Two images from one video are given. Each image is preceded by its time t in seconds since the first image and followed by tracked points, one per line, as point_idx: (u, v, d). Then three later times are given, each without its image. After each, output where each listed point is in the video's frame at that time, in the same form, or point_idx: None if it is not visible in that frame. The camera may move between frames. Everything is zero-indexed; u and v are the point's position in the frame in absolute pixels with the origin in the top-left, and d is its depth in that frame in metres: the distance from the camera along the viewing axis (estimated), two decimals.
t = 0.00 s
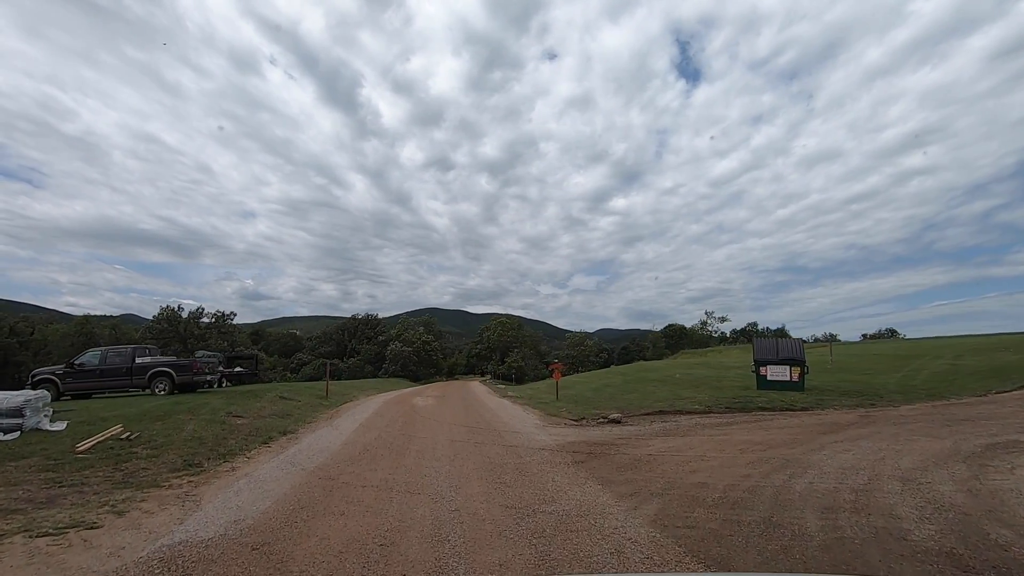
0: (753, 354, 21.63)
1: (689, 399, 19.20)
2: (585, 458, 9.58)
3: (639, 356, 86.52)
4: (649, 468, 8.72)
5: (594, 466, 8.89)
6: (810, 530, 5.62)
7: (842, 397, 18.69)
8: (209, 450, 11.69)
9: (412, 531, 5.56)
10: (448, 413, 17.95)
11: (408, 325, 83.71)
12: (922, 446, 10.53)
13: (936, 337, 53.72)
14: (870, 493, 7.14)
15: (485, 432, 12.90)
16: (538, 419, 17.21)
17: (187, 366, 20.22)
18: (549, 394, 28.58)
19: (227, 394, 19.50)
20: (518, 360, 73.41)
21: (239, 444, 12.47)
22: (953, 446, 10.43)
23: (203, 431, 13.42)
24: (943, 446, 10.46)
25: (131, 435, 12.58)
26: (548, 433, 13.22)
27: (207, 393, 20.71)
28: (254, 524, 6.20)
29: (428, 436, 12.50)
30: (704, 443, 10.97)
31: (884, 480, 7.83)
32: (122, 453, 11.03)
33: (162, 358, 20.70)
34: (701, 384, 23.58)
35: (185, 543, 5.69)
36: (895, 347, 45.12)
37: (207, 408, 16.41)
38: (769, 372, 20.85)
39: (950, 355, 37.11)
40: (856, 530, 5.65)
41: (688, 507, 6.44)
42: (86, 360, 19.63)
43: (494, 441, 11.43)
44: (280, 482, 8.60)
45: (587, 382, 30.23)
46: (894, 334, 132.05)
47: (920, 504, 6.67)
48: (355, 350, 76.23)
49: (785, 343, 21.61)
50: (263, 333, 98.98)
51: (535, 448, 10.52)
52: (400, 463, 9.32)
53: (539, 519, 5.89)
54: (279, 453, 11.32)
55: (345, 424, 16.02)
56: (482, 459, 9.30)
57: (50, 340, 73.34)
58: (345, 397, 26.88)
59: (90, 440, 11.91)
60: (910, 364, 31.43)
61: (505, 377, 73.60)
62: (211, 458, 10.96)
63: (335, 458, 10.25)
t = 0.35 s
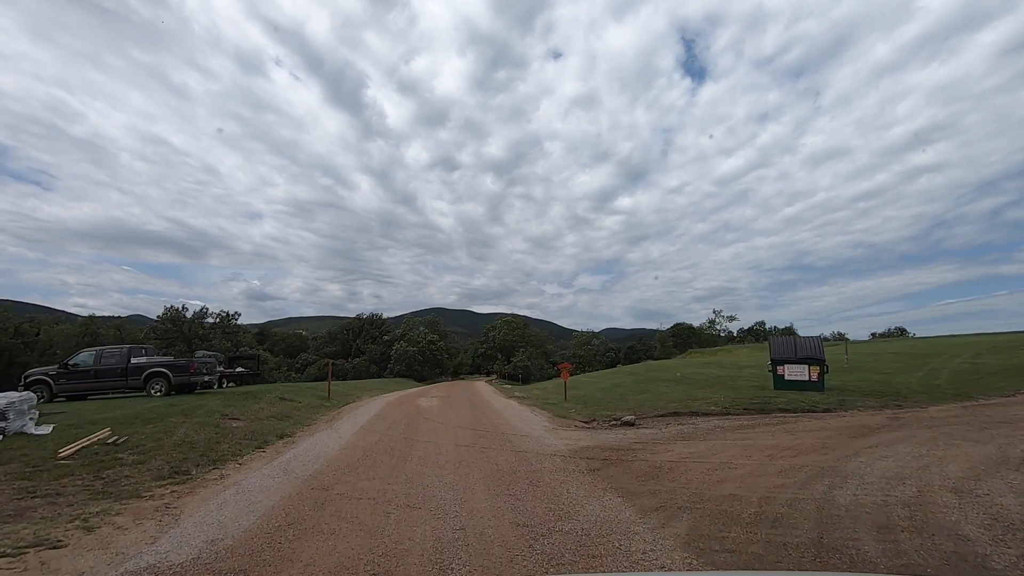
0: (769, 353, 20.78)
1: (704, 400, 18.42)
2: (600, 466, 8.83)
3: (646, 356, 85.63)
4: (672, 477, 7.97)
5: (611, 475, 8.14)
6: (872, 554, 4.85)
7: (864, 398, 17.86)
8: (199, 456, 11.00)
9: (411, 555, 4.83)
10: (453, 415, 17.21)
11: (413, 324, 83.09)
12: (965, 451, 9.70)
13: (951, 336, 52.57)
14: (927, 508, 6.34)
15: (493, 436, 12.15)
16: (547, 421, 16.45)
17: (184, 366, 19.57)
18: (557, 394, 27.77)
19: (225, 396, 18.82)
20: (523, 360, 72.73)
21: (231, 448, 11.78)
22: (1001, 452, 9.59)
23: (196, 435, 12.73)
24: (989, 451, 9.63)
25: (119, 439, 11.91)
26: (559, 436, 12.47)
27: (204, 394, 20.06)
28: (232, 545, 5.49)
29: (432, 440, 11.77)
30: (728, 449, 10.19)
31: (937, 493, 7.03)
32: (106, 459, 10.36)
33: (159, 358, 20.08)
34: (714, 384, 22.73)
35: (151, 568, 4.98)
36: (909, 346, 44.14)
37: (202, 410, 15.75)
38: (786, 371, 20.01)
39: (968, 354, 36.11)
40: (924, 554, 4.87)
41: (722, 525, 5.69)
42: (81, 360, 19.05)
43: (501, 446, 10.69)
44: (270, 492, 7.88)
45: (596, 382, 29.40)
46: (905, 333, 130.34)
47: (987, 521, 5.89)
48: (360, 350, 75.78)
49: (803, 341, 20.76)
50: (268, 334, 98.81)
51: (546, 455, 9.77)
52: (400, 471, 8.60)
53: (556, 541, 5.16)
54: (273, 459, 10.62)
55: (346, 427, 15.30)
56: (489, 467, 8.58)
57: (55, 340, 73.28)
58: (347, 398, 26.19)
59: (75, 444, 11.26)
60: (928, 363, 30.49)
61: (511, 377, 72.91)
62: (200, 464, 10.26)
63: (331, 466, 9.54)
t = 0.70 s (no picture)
0: (788, 353, 19.87)
1: (721, 402, 17.58)
2: (619, 476, 8.01)
3: (654, 356, 84.64)
4: (701, 490, 7.15)
5: (632, 486, 7.32)
6: None
7: (891, 400, 16.96)
8: (186, 463, 10.26)
9: None
10: (458, 417, 16.44)
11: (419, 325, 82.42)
12: (1020, 460, 8.83)
13: (967, 335, 51.39)
14: (1001, 531, 5.51)
15: (500, 441, 11.37)
16: (556, 425, 15.64)
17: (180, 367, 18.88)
18: (565, 395, 26.95)
19: (221, 398, 18.12)
20: (530, 360, 71.97)
21: (221, 454, 11.05)
22: None
23: (185, 440, 11.99)
24: None
25: (102, 444, 11.19)
26: (571, 442, 11.66)
27: (201, 396, 19.37)
28: (200, 574, 4.72)
29: (435, 446, 10.99)
30: (756, 456, 9.37)
31: (1005, 511, 6.19)
32: (84, 467, 9.64)
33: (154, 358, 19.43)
34: (729, 385, 21.84)
35: None
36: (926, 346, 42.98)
37: (195, 412, 15.04)
38: (807, 371, 19.13)
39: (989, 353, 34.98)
40: None
41: (768, 552, 4.90)
42: (74, 360, 18.44)
43: (509, 454, 9.89)
44: (254, 506, 7.13)
45: (605, 383, 28.57)
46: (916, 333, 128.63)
47: None
48: (365, 350, 75.24)
49: (824, 340, 19.86)
50: (274, 334, 98.58)
51: (558, 463, 8.97)
52: (399, 482, 7.84)
53: (577, 573, 4.37)
54: (264, 467, 9.88)
55: (345, 430, 14.56)
56: (497, 478, 7.79)
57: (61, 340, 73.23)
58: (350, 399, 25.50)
59: (54, 450, 10.55)
60: (950, 362, 29.47)
61: (517, 378, 72.15)
62: (186, 472, 9.53)
63: (324, 475, 8.78)
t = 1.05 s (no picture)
0: (809, 352, 18.98)
1: (740, 404, 16.70)
2: (642, 489, 7.18)
3: (662, 356, 83.61)
4: (738, 507, 6.30)
5: (659, 502, 6.49)
6: None
7: (921, 401, 16.06)
8: (169, 472, 9.50)
9: None
10: (464, 420, 15.65)
11: (424, 325, 81.72)
12: None
13: (986, 335, 50.13)
14: None
15: (509, 447, 10.54)
16: (567, 428, 14.81)
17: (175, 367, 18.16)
18: (574, 397, 26.10)
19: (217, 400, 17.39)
20: (537, 360, 71.16)
21: (209, 461, 10.29)
22: None
23: (172, 445, 11.24)
24: None
25: (84, 450, 10.46)
26: (586, 448, 10.81)
27: (198, 397, 18.65)
28: None
29: (438, 454, 10.17)
30: (792, 465, 8.49)
31: None
32: (59, 476, 8.89)
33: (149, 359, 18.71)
34: (747, 386, 20.96)
35: None
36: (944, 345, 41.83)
37: (187, 415, 14.29)
38: (829, 372, 18.21)
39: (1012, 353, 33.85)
40: None
41: None
42: (65, 361, 17.77)
43: (519, 462, 9.07)
44: (234, 525, 6.33)
45: (616, 384, 27.68)
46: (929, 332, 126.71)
47: None
48: (370, 351, 74.66)
49: (847, 339, 18.93)
50: (280, 334, 98.24)
51: (573, 474, 8.13)
52: (397, 496, 7.03)
53: None
54: (252, 477, 9.09)
55: (345, 434, 13.78)
56: (506, 492, 6.96)
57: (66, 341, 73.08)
58: (353, 401, 24.75)
59: (30, 457, 9.81)
60: (973, 362, 28.44)
61: (524, 379, 71.35)
62: (167, 483, 8.76)
63: (315, 487, 7.99)
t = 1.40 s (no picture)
0: (834, 352, 18.03)
1: (763, 407, 15.79)
2: (672, 507, 6.31)
3: (672, 356, 82.54)
4: (789, 531, 5.41)
5: (694, 524, 5.61)
6: None
7: (958, 405, 15.07)
8: (149, 482, 8.70)
9: None
10: (470, 424, 14.77)
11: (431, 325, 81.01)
12: None
13: (1007, 334, 48.83)
14: None
15: (519, 456, 9.67)
16: (580, 433, 13.91)
17: (170, 368, 17.44)
18: (585, 399, 25.22)
19: (213, 402, 16.64)
20: (545, 361, 70.31)
21: (193, 470, 9.48)
22: None
23: (157, 451, 10.44)
24: None
25: (59, 457, 9.69)
26: (601, 456, 9.92)
27: (194, 399, 17.93)
28: None
29: (442, 463, 9.30)
30: (836, 478, 7.58)
31: None
32: (25, 486, 8.11)
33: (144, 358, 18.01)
34: (767, 388, 20.01)
35: None
36: (965, 345, 40.70)
37: (179, 419, 13.55)
38: (857, 373, 17.24)
39: None
40: None
41: None
42: (56, 360, 17.06)
43: (530, 474, 8.20)
44: (205, 551, 5.48)
45: (628, 385, 26.75)
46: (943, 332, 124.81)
47: None
48: (376, 351, 74.08)
49: (874, 337, 17.95)
50: (286, 335, 97.96)
51: (592, 488, 7.26)
52: (393, 515, 6.19)
53: None
54: (238, 488, 8.26)
55: (343, 439, 12.94)
56: (517, 511, 6.11)
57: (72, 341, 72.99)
58: (357, 402, 23.99)
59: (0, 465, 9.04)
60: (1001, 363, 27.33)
61: (531, 379, 70.54)
62: (143, 496, 7.96)
63: (304, 501, 7.15)
